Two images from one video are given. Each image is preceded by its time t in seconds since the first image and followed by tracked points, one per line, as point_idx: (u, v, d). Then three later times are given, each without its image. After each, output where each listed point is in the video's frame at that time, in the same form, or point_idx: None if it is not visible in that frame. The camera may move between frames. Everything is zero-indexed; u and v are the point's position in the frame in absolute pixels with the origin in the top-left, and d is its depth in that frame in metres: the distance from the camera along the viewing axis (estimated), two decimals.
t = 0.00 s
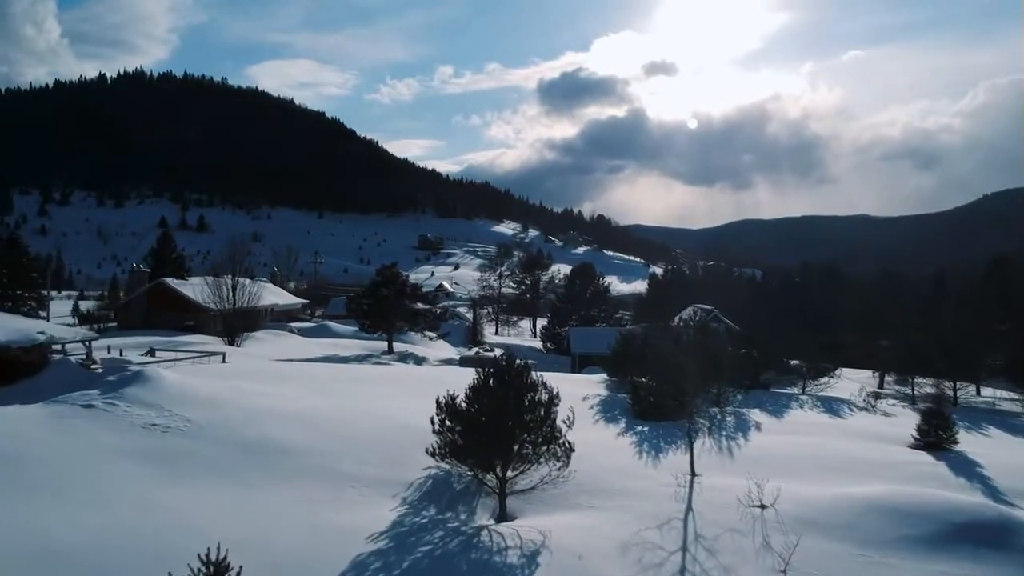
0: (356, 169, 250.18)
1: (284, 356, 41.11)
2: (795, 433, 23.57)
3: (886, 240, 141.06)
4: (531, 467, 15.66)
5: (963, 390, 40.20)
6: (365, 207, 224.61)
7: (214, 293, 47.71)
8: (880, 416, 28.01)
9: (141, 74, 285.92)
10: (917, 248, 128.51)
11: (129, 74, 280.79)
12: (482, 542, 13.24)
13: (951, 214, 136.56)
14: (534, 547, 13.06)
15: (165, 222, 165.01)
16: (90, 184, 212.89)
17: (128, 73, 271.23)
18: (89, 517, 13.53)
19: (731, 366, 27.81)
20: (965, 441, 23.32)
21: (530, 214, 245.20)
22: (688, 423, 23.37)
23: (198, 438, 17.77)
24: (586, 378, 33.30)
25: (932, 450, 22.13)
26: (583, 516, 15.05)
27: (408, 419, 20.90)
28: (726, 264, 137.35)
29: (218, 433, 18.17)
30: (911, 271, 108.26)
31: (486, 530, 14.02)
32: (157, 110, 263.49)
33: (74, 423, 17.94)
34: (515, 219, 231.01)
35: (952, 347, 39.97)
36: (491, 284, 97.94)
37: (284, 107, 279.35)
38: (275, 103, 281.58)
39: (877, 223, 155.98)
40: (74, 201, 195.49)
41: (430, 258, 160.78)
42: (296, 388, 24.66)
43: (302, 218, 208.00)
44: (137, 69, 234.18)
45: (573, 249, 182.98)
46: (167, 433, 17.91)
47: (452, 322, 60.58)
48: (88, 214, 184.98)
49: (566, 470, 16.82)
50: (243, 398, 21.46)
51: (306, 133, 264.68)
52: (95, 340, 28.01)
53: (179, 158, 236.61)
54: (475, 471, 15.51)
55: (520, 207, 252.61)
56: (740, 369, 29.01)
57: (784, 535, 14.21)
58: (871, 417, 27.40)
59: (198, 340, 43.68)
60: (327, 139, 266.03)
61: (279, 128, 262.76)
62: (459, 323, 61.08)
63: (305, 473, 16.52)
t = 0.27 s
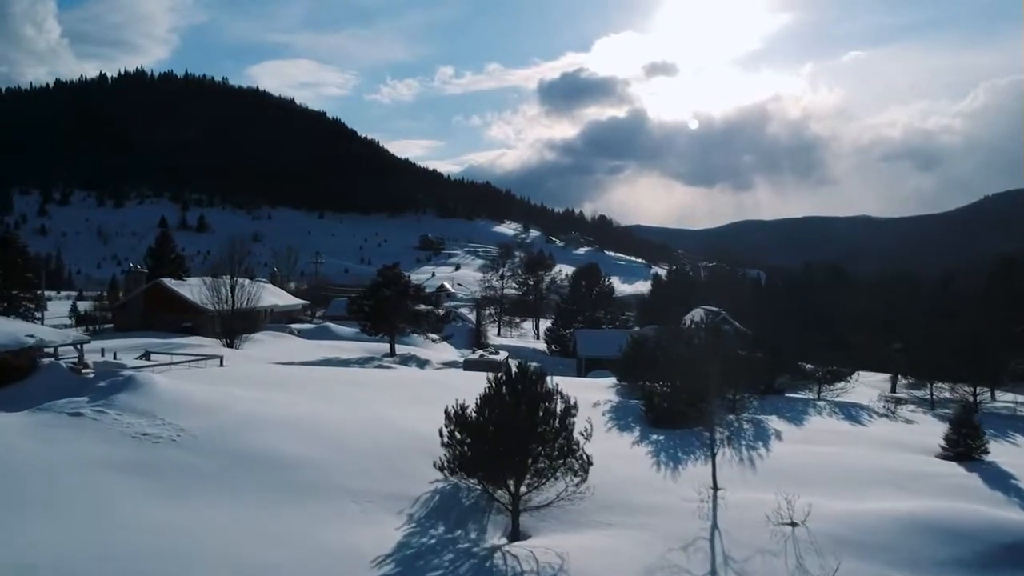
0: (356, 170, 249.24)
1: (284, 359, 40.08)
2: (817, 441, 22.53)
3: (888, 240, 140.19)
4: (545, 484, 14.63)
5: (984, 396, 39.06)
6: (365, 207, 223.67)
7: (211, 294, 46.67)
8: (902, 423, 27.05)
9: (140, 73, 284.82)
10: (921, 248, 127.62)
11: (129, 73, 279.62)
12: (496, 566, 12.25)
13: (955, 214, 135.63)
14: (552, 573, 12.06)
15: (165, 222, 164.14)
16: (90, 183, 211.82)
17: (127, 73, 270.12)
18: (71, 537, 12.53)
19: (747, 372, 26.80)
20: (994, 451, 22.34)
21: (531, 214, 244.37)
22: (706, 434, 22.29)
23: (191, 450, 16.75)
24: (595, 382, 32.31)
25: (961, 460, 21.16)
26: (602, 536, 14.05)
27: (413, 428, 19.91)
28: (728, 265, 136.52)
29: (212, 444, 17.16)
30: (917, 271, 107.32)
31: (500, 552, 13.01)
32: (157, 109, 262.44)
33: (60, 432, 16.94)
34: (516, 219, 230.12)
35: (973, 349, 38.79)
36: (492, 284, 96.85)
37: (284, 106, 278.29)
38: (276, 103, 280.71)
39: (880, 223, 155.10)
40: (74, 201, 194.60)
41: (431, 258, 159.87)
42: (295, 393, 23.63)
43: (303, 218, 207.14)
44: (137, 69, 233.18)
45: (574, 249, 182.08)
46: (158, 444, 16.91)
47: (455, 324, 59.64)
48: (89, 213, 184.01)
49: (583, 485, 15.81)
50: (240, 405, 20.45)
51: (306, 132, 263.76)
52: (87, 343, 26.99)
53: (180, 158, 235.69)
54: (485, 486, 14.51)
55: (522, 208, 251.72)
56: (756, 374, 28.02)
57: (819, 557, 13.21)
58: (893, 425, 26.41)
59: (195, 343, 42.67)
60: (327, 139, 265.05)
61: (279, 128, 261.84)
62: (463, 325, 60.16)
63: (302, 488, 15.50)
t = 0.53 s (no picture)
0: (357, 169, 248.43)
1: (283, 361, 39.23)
2: (837, 449, 21.66)
3: (891, 239, 139.30)
4: (559, 498, 13.76)
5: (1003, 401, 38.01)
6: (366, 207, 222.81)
7: (210, 295, 45.83)
8: (921, 429, 26.19)
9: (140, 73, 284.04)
10: (925, 248, 126.67)
11: (129, 73, 278.86)
12: None
13: (960, 214, 134.57)
14: None
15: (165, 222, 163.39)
16: (90, 183, 211.04)
17: (128, 72, 269.34)
18: (54, 554, 11.72)
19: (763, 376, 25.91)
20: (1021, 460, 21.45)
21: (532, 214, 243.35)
22: (721, 442, 21.41)
23: (184, 460, 15.92)
24: (603, 386, 31.42)
25: (989, 469, 20.26)
26: (620, 554, 13.17)
27: (417, 436, 19.04)
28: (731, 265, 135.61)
29: (205, 453, 16.28)
30: (921, 272, 106.36)
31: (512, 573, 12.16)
32: (157, 109, 261.61)
33: (45, 442, 16.10)
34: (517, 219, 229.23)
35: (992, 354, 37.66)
36: (494, 284, 96.03)
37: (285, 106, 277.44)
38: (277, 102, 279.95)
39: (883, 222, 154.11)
40: (73, 201, 193.79)
41: (432, 258, 159.02)
42: (295, 398, 22.78)
43: (304, 217, 206.37)
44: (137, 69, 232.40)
45: (575, 249, 181.17)
46: (149, 453, 16.08)
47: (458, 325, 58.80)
48: (89, 213, 183.25)
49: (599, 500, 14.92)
50: (237, 412, 19.59)
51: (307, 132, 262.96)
52: (80, 346, 26.12)
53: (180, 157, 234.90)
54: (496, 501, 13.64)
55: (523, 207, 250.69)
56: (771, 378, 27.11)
57: None
58: (912, 431, 25.55)
59: (193, 345, 41.81)
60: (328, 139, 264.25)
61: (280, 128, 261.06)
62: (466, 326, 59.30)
63: (301, 502, 14.65)
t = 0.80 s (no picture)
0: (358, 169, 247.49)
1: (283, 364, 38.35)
2: (859, 457, 20.77)
3: (894, 238, 138.37)
4: (574, 514, 12.88)
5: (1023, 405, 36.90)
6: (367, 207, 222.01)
7: (208, 295, 44.99)
8: (941, 435, 25.31)
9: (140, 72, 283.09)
10: (928, 246, 125.97)
11: (129, 73, 277.88)
12: None
13: (963, 212, 133.72)
14: None
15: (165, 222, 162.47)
16: (90, 183, 210.13)
17: (128, 72, 268.32)
18: None
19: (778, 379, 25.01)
20: None
21: (533, 213, 242.48)
22: (737, 449, 20.52)
23: (174, 472, 15.03)
24: (611, 389, 30.55)
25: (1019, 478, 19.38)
26: None
27: (423, 445, 18.14)
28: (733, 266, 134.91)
29: (197, 465, 15.40)
30: (926, 271, 105.59)
31: None
32: (157, 109, 260.64)
33: (29, 454, 15.25)
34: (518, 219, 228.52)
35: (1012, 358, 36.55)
36: (495, 284, 95.07)
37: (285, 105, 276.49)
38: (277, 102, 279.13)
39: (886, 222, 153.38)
40: (74, 200, 193.16)
41: (433, 258, 158.30)
42: (295, 404, 21.92)
43: (304, 217, 205.45)
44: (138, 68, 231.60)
45: (577, 249, 180.48)
46: (138, 464, 15.24)
47: (461, 327, 57.98)
48: (89, 213, 182.30)
49: (616, 516, 14.01)
50: (233, 419, 18.71)
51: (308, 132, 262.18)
52: (71, 349, 25.25)
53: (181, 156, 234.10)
54: (505, 517, 12.77)
55: (523, 206, 249.85)
56: (786, 381, 26.24)
57: None
58: (933, 437, 24.67)
59: (191, 347, 40.95)
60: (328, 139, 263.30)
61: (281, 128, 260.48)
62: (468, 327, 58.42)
63: (299, 518, 13.80)
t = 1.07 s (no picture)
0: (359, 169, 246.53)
1: (281, 367, 37.38)
2: (885, 467, 19.75)
3: (898, 237, 137.30)
4: (591, 538, 11.87)
5: None
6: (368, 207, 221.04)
7: (204, 296, 43.96)
8: (966, 442, 24.29)
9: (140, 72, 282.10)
10: (933, 244, 124.97)
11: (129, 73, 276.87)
12: None
13: (967, 211, 132.70)
14: None
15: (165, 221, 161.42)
16: (90, 182, 209.11)
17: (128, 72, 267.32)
18: None
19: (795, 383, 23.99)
20: None
21: (534, 213, 241.57)
22: (756, 460, 19.50)
23: (158, 488, 14.02)
24: (619, 393, 29.54)
25: None
26: None
27: (426, 458, 17.14)
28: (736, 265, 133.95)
29: (183, 481, 14.39)
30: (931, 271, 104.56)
31: None
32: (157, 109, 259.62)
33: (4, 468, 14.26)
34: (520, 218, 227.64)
35: None
36: (497, 284, 94.05)
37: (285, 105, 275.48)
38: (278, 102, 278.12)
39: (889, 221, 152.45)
40: (74, 200, 192.17)
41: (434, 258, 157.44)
42: (291, 411, 20.94)
43: (305, 217, 204.43)
44: (138, 67, 230.57)
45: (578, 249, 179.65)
46: (121, 479, 14.22)
47: (463, 328, 56.97)
48: (89, 212, 181.27)
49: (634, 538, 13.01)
50: (226, 430, 17.71)
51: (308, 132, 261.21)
52: (60, 354, 24.22)
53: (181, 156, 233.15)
54: (516, 540, 11.78)
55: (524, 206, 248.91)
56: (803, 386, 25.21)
57: None
58: (957, 444, 23.67)
59: (187, 351, 39.96)
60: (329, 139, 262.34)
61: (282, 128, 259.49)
62: (471, 327, 57.47)
63: (294, 542, 12.82)
